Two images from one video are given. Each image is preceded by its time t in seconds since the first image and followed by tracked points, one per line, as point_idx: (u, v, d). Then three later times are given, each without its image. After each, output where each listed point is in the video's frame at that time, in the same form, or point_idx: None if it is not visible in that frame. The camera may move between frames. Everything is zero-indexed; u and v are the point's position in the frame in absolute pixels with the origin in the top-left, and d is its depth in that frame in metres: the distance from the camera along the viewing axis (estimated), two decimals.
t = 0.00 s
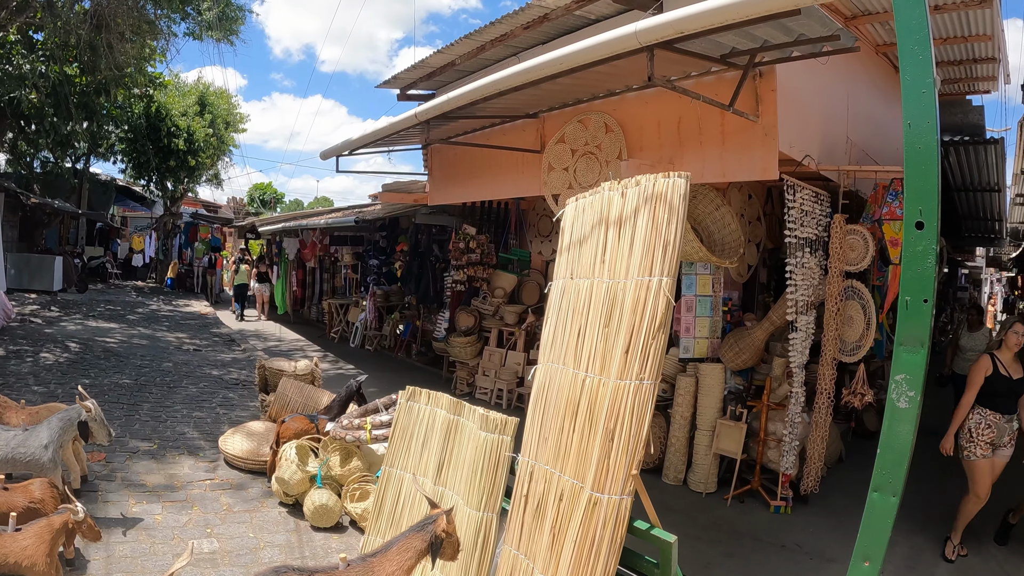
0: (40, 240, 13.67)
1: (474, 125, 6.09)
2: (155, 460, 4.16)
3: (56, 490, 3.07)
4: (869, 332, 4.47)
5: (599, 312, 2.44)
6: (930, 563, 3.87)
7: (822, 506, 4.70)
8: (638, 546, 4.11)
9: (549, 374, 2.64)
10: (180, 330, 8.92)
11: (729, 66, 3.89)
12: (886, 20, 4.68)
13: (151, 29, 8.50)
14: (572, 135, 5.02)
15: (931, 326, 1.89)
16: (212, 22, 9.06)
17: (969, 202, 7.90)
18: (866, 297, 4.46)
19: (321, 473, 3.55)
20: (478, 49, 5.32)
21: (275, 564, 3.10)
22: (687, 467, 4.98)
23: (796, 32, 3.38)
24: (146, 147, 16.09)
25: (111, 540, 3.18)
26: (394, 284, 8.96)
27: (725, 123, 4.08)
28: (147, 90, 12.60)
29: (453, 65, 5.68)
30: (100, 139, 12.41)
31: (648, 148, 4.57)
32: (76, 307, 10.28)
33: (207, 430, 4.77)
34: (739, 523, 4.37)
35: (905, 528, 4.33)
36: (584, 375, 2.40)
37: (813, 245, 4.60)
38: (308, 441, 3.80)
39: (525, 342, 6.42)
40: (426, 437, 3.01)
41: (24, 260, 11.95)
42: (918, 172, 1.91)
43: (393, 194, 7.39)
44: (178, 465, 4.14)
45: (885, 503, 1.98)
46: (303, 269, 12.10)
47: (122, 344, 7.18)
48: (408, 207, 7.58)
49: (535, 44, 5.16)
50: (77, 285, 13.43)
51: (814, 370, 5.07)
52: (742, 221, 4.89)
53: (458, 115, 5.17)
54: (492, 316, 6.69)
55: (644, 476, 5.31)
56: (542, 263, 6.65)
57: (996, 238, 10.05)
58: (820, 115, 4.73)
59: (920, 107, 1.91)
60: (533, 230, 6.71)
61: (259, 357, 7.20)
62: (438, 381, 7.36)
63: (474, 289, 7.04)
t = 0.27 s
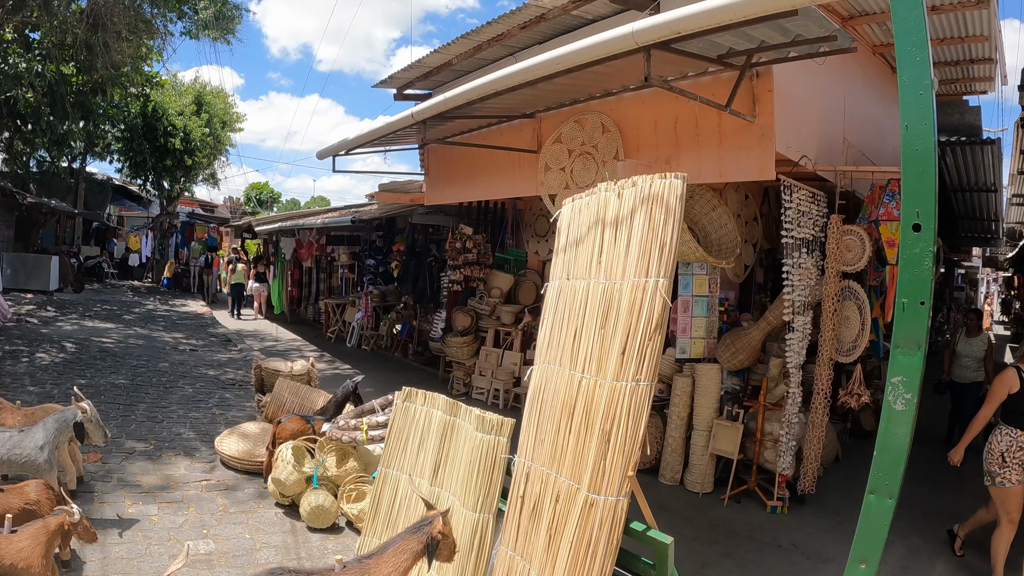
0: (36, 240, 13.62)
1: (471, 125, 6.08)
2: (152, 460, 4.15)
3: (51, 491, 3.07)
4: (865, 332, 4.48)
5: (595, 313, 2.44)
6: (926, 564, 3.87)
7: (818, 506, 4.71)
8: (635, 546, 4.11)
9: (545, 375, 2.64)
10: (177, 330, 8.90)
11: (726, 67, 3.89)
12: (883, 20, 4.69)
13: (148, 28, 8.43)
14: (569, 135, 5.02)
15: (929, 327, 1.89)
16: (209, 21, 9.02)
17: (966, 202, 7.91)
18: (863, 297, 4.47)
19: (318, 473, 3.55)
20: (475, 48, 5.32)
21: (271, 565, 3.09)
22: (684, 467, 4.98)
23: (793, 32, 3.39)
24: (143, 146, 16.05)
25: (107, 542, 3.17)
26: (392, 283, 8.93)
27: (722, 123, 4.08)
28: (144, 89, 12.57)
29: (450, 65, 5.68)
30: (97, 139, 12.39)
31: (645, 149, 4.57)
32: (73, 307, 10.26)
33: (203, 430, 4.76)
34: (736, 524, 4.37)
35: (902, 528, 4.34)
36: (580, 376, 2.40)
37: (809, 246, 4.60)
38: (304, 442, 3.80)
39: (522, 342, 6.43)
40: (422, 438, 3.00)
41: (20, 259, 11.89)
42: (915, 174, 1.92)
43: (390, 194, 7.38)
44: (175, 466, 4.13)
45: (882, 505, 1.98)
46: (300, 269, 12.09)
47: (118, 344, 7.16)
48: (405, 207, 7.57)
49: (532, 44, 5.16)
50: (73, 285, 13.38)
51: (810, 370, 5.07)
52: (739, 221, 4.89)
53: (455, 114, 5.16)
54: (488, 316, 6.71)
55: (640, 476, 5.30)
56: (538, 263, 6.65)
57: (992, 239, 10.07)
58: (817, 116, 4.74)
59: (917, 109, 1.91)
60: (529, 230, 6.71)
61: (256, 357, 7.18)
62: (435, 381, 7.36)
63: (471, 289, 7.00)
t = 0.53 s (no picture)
0: (34, 238, 13.58)
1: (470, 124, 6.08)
2: (149, 459, 4.13)
3: (49, 490, 3.05)
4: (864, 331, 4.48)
5: (594, 311, 2.43)
6: (925, 563, 3.87)
7: (816, 506, 4.71)
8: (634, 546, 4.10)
9: (544, 373, 2.63)
10: (174, 329, 8.88)
11: (725, 66, 3.89)
12: (882, 20, 4.69)
13: (146, 26, 8.42)
14: (568, 134, 5.01)
15: (930, 325, 1.89)
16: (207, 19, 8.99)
17: (964, 202, 7.92)
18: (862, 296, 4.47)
19: (316, 472, 3.55)
20: (474, 47, 5.31)
21: (269, 564, 3.08)
22: (683, 467, 4.97)
23: (793, 31, 3.38)
24: (141, 145, 15.93)
25: (104, 541, 3.15)
26: (390, 283, 8.90)
27: (721, 122, 4.08)
28: (142, 88, 12.54)
29: (449, 64, 5.67)
30: (95, 137, 12.36)
31: (644, 148, 4.57)
32: (70, 306, 10.23)
33: (201, 429, 4.74)
34: (735, 523, 4.37)
35: (901, 528, 4.33)
36: (579, 375, 2.39)
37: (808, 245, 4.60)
38: (302, 441, 3.80)
39: (520, 342, 6.42)
40: (420, 437, 3.00)
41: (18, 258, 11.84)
42: (916, 171, 1.91)
43: (388, 193, 7.36)
44: (172, 465, 4.12)
45: (882, 504, 1.98)
46: (298, 268, 12.08)
47: (116, 343, 7.14)
48: (403, 206, 7.55)
49: (531, 43, 5.15)
50: (71, 284, 13.35)
51: (809, 370, 5.07)
52: (737, 220, 4.89)
53: (453, 113, 5.15)
54: (486, 316, 6.72)
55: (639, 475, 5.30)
56: (537, 263, 6.64)
57: (990, 239, 10.08)
58: (816, 115, 4.74)
59: (919, 107, 1.91)
60: (527, 230, 6.70)
61: (254, 356, 7.16)
62: (433, 381, 7.35)
63: (469, 289, 7.02)
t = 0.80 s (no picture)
0: (33, 238, 13.55)
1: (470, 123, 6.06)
2: (148, 459, 4.13)
3: (48, 489, 3.04)
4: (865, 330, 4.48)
5: (595, 310, 2.42)
6: (926, 562, 3.87)
7: (817, 504, 4.70)
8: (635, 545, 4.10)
9: (544, 372, 2.63)
10: (174, 329, 8.87)
11: (726, 64, 3.88)
12: (883, 19, 4.69)
13: (145, 25, 8.40)
14: (568, 132, 5.00)
15: (932, 323, 1.89)
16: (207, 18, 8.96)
17: (964, 201, 7.92)
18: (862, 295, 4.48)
19: (316, 472, 3.54)
20: (474, 46, 5.30)
21: (270, 564, 3.07)
22: (683, 466, 4.97)
23: (794, 29, 3.37)
24: (141, 145, 15.82)
25: (104, 540, 3.15)
26: (389, 282, 8.87)
27: (721, 121, 4.07)
28: (141, 87, 12.53)
29: (448, 62, 5.65)
30: (94, 136, 12.34)
31: (644, 146, 4.56)
32: (70, 305, 10.22)
33: (200, 428, 4.74)
34: (735, 522, 4.37)
35: (901, 527, 4.33)
36: (580, 373, 2.38)
37: (809, 244, 4.60)
38: (302, 440, 3.78)
39: (519, 341, 6.41)
40: (421, 436, 2.99)
41: (17, 258, 11.77)
42: (918, 169, 1.90)
43: (387, 192, 7.34)
44: (172, 464, 4.11)
45: (886, 502, 1.97)
46: (297, 268, 12.06)
47: (115, 342, 7.12)
48: (403, 205, 7.55)
49: (531, 41, 5.14)
50: (71, 283, 13.33)
51: (809, 368, 5.07)
52: (738, 219, 4.88)
53: (453, 112, 5.13)
54: (486, 315, 6.70)
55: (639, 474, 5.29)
56: (536, 262, 6.63)
57: (990, 238, 10.07)
58: (817, 114, 4.74)
59: (922, 105, 1.90)
60: (527, 228, 6.69)
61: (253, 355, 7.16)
62: (432, 380, 7.34)
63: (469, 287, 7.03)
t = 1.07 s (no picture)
0: (32, 238, 13.53)
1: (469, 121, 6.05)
2: (148, 458, 4.12)
3: (48, 489, 3.04)
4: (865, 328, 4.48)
5: (596, 309, 2.42)
6: (926, 561, 3.87)
7: (817, 503, 4.70)
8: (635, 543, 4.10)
9: (545, 370, 2.62)
10: (174, 328, 8.86)
11: (726, 62, 3.87)
12: (883, 17, 4.68)
13: (144, 24, 8.38)
14: (568, 131, 4.99)
15: (935, 321, 1.88)
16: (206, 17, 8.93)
17: (964, 200, 7.92)
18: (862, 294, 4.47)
19: (316, 471, 3.53)
20: (473, 44, 5.29)
21: (270, 563, 3.06)
22: (684, 464, 4.96)
23: (794, 28, 3.36)
24: (140, 143, 15.72)
25: (104, 540, 3.14)
26: (388, 281, 8.87)
27: (721, 119, 4.07)
28: (141, 87, 12.52)
29: (448, 61, 5.65)
30: (93, 136, 12.32)
31: (644, 145, 4.55)
32: (69, 304, 10.21)
33: (200, 427, 4.73)
34: (735, 521, 4.36)
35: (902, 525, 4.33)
36: (581, 372, 2.38)
37: (809, 242, 4.59)
38: (302, 439, 3.77)
39: (519, 340, 6.41)
40: (421, 435, 2.99)
41: (16, 258, 11.71)
42: (920, 166, 1.90)
43: (387, 191, 7.25)
44: (172, 463, 4.10)
45: (888, 500, 1.97)
46: (297, 267, 12.06)
47: (115, 342, 7.11)
48: (402, 203, 7.53)
49: (531, 40, 5.13)
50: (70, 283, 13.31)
51: (809, 367, 5.07)
52: (738, 217, 4.88)
53: (453, 111, 5.13)
54: (486, 313, 6.70)
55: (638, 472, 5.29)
56: (536, 260, 6.62)
57: (990, 237, 10.06)
58: (817, 113, 4.73)
59: (924, 103, 1.90)
60: (527, 227, 6.69)
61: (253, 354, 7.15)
62: (432, 378, 7.34)
63: (468, 286, 7.03)
